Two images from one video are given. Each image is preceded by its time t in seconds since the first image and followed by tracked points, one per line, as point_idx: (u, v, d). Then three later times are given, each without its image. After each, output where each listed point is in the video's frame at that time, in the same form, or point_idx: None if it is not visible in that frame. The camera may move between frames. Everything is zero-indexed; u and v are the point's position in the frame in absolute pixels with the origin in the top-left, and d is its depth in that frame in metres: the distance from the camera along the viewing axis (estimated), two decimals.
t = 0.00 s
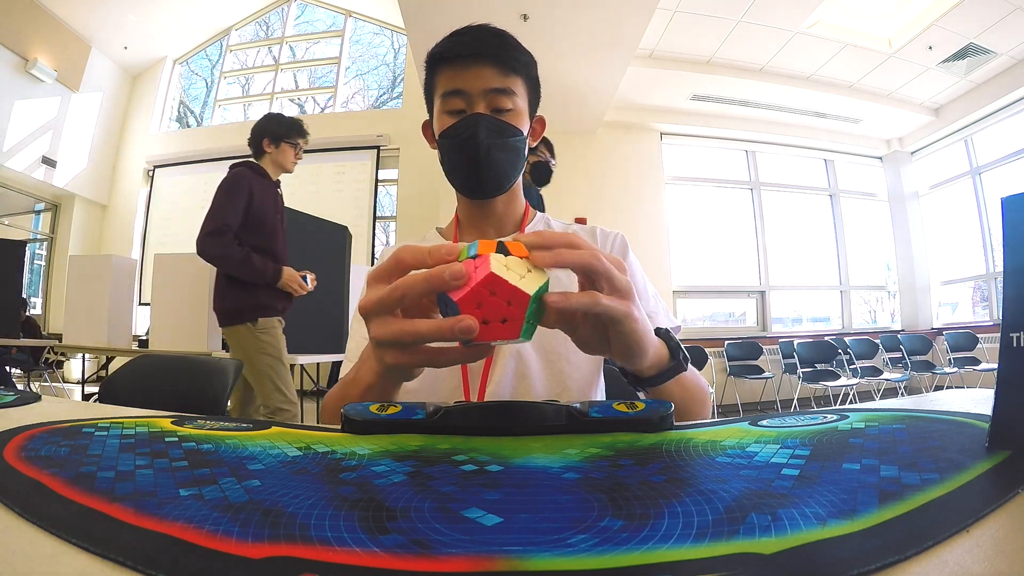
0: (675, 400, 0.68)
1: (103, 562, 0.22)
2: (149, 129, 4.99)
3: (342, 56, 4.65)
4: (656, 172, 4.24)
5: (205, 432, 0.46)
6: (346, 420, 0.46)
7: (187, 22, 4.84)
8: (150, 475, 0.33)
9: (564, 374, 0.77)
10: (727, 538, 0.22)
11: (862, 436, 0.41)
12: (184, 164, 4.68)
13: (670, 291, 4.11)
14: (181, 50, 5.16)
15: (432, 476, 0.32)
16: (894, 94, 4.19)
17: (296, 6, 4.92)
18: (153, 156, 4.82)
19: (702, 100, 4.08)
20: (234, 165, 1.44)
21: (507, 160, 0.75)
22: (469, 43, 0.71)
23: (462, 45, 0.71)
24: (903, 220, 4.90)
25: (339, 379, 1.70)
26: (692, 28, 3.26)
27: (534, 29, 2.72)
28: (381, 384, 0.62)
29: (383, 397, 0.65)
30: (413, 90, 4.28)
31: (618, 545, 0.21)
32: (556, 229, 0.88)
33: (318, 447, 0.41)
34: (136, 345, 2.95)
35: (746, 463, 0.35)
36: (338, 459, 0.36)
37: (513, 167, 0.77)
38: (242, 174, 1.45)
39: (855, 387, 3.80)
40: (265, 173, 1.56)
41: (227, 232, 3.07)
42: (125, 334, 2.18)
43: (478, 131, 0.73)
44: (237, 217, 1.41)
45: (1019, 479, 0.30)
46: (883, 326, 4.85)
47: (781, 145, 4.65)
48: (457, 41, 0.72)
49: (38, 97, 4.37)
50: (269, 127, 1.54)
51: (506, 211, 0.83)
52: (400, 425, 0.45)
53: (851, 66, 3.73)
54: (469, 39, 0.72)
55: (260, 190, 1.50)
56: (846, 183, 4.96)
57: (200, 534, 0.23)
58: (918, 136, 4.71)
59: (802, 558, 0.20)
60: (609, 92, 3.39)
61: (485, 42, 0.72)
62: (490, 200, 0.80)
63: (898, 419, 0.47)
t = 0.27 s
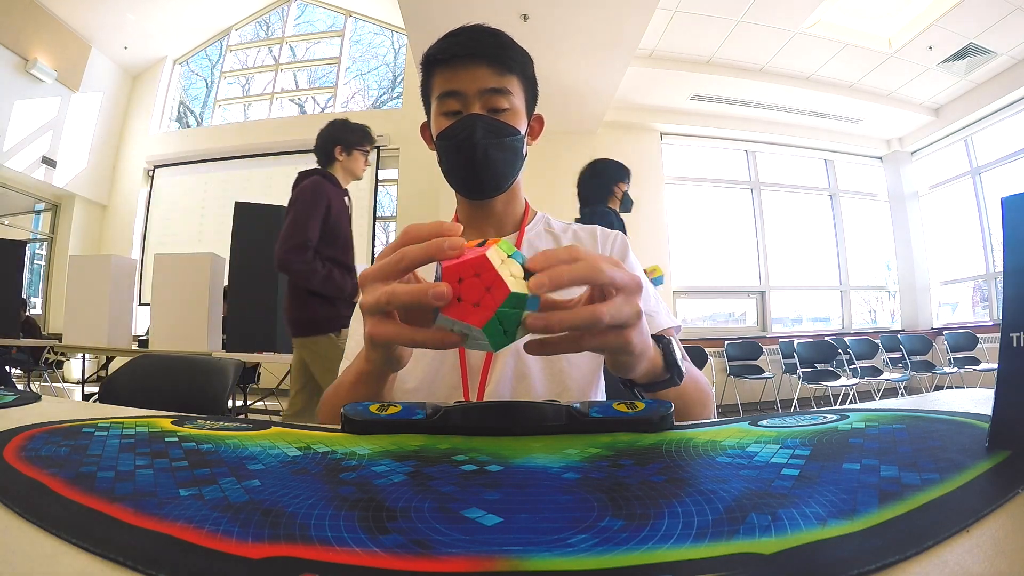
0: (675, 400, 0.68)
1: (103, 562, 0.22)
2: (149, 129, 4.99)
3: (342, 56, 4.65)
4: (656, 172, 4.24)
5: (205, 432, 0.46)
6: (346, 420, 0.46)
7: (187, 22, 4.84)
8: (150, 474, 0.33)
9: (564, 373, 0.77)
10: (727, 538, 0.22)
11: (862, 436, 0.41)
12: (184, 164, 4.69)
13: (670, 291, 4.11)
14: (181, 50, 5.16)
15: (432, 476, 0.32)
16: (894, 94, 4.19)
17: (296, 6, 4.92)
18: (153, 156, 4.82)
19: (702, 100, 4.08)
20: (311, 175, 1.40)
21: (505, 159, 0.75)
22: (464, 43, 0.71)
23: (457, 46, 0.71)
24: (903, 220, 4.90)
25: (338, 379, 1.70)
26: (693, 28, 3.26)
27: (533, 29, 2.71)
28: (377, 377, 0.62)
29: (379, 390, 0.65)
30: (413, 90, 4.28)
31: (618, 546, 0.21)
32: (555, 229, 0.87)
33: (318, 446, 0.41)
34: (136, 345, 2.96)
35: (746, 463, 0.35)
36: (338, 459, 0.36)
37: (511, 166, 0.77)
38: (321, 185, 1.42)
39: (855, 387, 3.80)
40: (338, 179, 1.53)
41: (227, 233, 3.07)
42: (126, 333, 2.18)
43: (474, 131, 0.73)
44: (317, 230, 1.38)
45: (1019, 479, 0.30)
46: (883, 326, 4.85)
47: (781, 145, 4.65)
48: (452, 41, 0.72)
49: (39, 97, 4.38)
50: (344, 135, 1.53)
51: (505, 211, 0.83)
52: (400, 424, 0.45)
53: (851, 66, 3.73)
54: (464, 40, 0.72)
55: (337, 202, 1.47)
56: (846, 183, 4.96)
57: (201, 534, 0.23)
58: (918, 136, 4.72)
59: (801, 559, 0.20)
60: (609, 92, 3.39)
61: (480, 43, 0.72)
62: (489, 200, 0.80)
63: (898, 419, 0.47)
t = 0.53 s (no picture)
0: (674, 401, 0.68)
1: (103, 562, 0.22)
2: (149, 129, 4.99)
3: (342, 56, 4.65)
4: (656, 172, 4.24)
5: (205, 432, 0.46)
6: (346, 420, 0.46)
7: (187, 22, 4.84)
8: (150, 475, 0.33)
9: (564, 373, 0.77)
10: (727, 538, 0.22)
11: (862, 436, 0.41)
12: (184, 164, 4.69)
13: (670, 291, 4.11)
14: (181, 50, 5.16)
15: (432, 476, 0.32)
16: (894, 94, 4.19)
17: (296, 6, 4.92)
18: (153, 156, 4.82)
19: (702, 100, 4.07)
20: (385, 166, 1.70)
21: (505, 159, 0.76)
22: (464, 43, 0.71)
23: (458, 45, 0.71)
24: (903, 220, 4.90)
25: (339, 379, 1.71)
26: (693, 28, 3.26)
27: (533, 29, 2.71)
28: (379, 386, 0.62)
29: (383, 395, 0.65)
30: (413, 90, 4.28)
31: (618, 546, 0.21)
32: (555, 229, 0.87)
33: (319, 447, 0.41)
34: (136, 345, 2.95)
35: (746, 463, 0.35)
36: (338, 458, 0.36)
37: (511, 166, 0.77)
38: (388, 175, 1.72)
39: (855, 387, 3.80)
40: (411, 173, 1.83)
41: (228, 233, 3.08)
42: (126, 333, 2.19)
43: (475, 130, 0.73)
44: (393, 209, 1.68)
45: (1020, 479, 0.30)
46: (883, 326, 4.85)
47: (781, 145, 4.65)
48: (452, 41, 0.72)
49: (39, 97, 4.38)
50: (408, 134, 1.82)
51: (505, 210, 0.83)
52: (400, 424, 0.45)
53: (851, 66, 3.73)
54: (465, 39, 0.72)
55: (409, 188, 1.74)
56: (846, 183, 4.96)
57: (201, 534, 0.23)
58: (918, 135, 4.72)
59: (802, 559, 0.20)
60: (610, 92, 3.39)
61: (480, 42, 0.72)
62: (489, 199, 0.80)
63: (898, 419, 0.47)
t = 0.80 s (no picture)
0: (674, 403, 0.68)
1: (103, 561, 0.22)
2: (149, 129, 4.99)
3: (342, 56, 4.65)
4: (656, 172, 4.24)
5: (204, 432, 0.46)
6: (346, 420, 0.46)
7: (187, 22, 4.84)
8: (150, 475, 0.33)
9: (563, 374, 0.77)
10: (727, 539, 0.22)
11: (862, 436, 0.41)
12: (184, 164, 4.69)
13: (670, 291, 4.11)
14: (182, 50, 5.17)
15: (432, 476, 0.32)
16: (894, 94, 4.19)
17: (296, 6, 4.92)
18: (153, 156, 4.82)
19: (702, 100, 4.08)
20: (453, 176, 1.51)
21: (505, 159, 0.76)
22: (465, 43, 0.71)
23: (459, 45, 0.71)
24: (903, 220, 4.90)
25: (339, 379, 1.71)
26: (693, 28, 3.26)
27: (534, 29, 2.71)
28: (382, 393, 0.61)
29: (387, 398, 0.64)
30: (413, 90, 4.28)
31: (618, 546, 0.21)
32: (555, 229, 0.87)
33: (318, 446, 0.41)
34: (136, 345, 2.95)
35: (746, 463, 0.35)
36: (338, 459, 0.36)
37: (512, 165, 0.77)
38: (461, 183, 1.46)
39: (855, 387, 3.80)
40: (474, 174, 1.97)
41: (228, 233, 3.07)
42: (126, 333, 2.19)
43: (476, 130, 0.73)
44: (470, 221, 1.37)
45: (1020, 479, 0.31)
46: (883, 326, 4.84)
47: (781, 145, 4.65)
48: (453, 40, 0.72)
49: (39, 97, 4.38)
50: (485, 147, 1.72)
51: (505, 210, 0.83)
52: (400, 424, 0.45)
53: (851, 66, 3.73)
54: (466, 39, 0.72)
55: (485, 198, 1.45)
56: (846, 183, 4.95)
57: (200, 534, 0.23)
58: (918, 136, 4.72)
59: (803, 559, 0.20)
60: (610, 92, 3.39)
61: (481, 41, 0.72)
62: (490, 199, 0.80)
63: (898, 419, 0.47)
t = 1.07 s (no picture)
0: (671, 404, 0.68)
1: (103, 562, 0.22)
2: (149, 129, 4.99)
3: (342, 56, 4.65)
4: (656, 172, 4.24)
5: (204, 432, 0.46)
6: (346, 419, 0.46)
7: (187, 22, 4.84)
8: (150, 474, 0.33)
9: (564, 375, 0.77)
10: (727, 538, 0.22)
11: (862, 436, 0.41)
12: (184, 164, 4.69)
13: (670, 291, 4.11)
14: (181, 50, 5.17)
15: (432, 476, 0.32)
16: (894, 94, 4.20)
17: (296, 6, 4.92)
18: (153, 156, 4.82)
19: (702, 100, 4.07)
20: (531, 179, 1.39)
21: (506, 159, 0.76)
22: (466, 43, 0.71)
23: (460, 45, 0.71)
24: (903, 220, 4.90)
25: (339, 380, 1.71)
26: (693, 28, 3.27)
27: (534, 30, 2.72)
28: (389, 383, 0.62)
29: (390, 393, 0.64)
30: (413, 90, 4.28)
31: (618, 546, 0.21)
32: (556, 230, 0.87)
33: (318, 447, 0.41)
34: (136, 345, 2.95)
35: (746, 463, 0.35)
36: (338, 459, 0.36)
37: (512, 166, 0.77)
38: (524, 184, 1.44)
39: (855, 388, 3.80)
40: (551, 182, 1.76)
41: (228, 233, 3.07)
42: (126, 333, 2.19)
43: (476, 130, 0.73)
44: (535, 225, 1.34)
45: (1020, 479, 0.30)
46: (883, 326, 4.84)
47: (781, 145, 4.65)
48: (455, 40, 0.72)
49: (38, 97, 4.37)
50: (547, 150, 1.70)
51: (505, 211, 0.83)
52: (400, 424, 0.45)
53: (851, 66, 3.73)
54: (468, 39, 0.72)
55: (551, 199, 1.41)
56: (846, 183, 4.95)
57: (200, 534, 0.23)
58: (918, 135, 4.72)
59: (803, 559, 0.20)
60: (610, 92, 3.39)
61: (483, 41, 0.72)
62: (490, 199, 0.80)
63: (898, 419, 0.47)
